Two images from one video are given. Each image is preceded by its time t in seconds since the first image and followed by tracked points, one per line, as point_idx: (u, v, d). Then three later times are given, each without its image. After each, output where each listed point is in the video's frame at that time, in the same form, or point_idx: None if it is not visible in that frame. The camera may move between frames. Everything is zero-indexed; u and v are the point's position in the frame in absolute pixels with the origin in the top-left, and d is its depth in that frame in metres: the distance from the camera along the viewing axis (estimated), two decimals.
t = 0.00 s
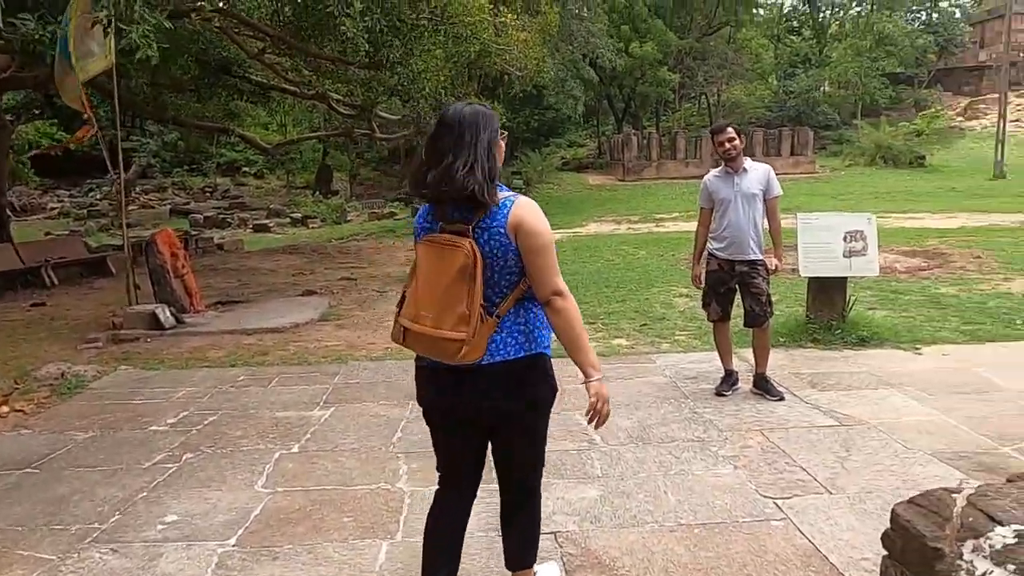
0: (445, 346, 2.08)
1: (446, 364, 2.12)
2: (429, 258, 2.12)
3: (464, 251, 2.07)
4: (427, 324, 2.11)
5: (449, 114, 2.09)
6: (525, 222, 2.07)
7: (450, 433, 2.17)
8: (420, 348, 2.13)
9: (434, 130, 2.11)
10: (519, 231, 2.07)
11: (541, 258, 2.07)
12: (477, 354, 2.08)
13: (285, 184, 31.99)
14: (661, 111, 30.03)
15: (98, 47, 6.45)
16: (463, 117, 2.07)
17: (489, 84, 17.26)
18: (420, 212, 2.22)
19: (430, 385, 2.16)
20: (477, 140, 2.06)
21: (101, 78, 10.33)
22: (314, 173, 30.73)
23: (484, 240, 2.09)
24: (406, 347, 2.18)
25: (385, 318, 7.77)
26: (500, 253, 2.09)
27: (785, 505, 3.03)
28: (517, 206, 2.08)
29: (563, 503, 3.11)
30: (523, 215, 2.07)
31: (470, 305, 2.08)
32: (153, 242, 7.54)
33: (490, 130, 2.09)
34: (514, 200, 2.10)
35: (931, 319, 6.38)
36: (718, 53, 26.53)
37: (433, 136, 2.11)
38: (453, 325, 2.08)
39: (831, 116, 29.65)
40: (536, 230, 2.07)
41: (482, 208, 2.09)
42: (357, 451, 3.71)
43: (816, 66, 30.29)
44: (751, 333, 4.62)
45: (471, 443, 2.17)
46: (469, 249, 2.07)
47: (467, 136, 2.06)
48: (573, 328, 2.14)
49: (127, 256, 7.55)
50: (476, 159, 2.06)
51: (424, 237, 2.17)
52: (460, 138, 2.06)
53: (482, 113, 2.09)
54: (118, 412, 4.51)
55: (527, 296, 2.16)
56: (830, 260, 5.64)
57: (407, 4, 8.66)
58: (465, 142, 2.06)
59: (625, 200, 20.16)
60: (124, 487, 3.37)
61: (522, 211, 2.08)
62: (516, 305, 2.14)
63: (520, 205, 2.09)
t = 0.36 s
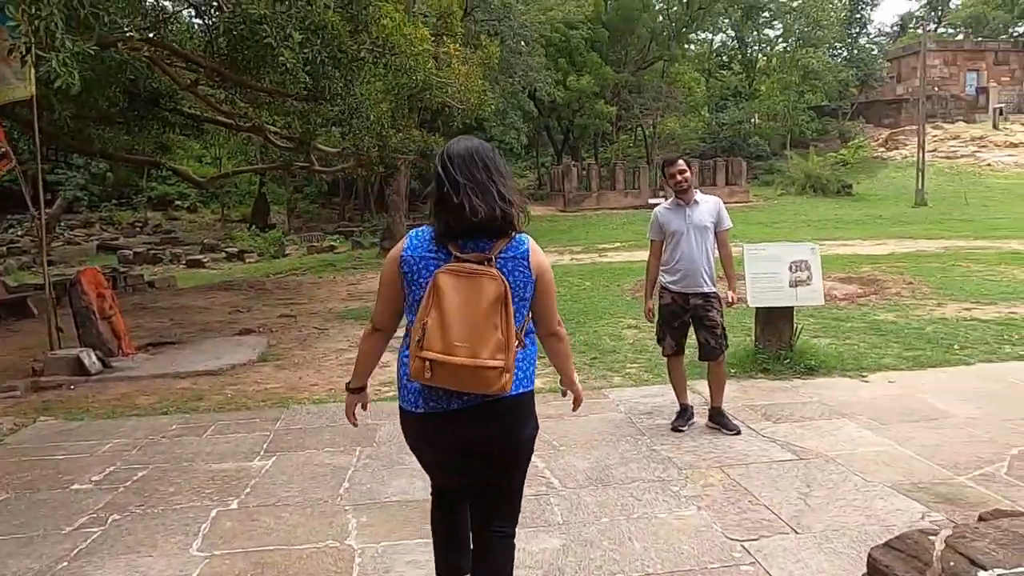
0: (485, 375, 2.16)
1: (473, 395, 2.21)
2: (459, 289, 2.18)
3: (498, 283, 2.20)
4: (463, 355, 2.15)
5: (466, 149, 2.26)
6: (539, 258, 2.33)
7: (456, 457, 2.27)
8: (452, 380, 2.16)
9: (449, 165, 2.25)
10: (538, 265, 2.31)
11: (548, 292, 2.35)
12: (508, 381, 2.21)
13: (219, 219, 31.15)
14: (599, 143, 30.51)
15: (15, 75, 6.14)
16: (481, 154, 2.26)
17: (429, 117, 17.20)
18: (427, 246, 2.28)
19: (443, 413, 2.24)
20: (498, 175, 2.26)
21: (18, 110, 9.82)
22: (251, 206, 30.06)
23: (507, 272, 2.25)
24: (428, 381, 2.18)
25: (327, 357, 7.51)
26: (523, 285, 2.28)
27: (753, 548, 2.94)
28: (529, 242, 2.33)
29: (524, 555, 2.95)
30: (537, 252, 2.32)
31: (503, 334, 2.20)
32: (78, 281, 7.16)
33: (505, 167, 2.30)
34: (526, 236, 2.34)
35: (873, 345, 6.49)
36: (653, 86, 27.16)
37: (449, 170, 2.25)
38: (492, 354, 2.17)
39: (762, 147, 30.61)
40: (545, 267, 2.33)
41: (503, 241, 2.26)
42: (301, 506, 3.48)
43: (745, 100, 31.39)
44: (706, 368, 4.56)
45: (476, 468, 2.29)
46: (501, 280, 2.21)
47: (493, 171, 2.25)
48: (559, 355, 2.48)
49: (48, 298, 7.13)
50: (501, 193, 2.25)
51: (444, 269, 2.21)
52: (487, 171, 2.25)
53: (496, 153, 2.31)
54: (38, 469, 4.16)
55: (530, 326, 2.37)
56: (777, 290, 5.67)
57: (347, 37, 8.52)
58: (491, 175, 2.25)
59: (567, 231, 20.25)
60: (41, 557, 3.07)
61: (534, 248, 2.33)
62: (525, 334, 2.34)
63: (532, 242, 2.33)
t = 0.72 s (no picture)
0: (481, 373, 2.18)
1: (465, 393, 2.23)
2: (449, 292, 2.18)
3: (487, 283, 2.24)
4: (459, 354, 2.16)
5: (435, 154, 2.28)
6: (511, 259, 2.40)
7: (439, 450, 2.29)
8: (449, 380, 2.17)
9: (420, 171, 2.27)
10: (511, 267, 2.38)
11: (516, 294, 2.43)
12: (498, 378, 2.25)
13: (181, 218, 30.48)
14: (566, 144, 30.62)
15: None
16: (451, 159, 2.28)
17: (397, 115, 16.98)
18: (406, 251, 2.27)
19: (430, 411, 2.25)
20: (468, 180, 2.30)
21: None
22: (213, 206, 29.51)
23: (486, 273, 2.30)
24: (426, 382, 2.17)
25: (293, 361, 7.30)
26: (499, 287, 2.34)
27: (739, 562, 2.84)
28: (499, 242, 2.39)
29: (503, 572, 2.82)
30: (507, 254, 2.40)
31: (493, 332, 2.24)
32: (29, 284, 6.84)
33: (475, 170, 2.33)
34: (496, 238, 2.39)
35: (846, 348, 6.48)
36: (621, 87, 27.21)
37: (421, 177, 2.28)
38: (485, 352, 2.20)
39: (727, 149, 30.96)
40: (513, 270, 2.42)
41: (480, 243, 2.30)
42: (267, 522, 3.30)
43: (711, 102, 31.73)
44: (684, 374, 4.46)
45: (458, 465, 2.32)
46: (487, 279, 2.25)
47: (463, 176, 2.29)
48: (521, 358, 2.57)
49: None
50: (472, 196, 2.29)
51: (431, 271, 2.21)
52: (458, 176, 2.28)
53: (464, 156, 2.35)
54: None
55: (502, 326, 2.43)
56: (752, 293, 5.61)
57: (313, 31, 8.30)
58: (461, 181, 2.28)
59: (536, 231, 20.21)
60: None
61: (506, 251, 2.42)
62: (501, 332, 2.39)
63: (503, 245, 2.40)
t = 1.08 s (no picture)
0: (461, 359, 2.28)
1: (450, 379, 2.33)
2: (430, 280, 2.29)
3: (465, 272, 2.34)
4: (438, 341, 2.26)
5: (416, 148, 2.40)
6: (495, 248, 2.50)
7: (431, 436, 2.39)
8: (430, 367, 2.27)
9: (399, 165, 2.39)
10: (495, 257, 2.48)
11: (503, 281, 2.52)
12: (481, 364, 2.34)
13: (186, 216, 30.43)
14: (573, 141, 30.40)
15: None
16: (430, 153, 2.40)
17: (402, 111, 16.84)
18: (386, 243, 2.38)
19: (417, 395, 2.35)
20: (446, 175, 2.41)
21: None
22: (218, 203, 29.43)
23: (467, 262, 2.40)
24: (407, 369, 2.27)
25: (295, 362, 7.16)
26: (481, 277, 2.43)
27: None
28: (483, 233, 2.49)
29: None
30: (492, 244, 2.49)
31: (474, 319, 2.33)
32: (25, 283, 6.73)
33: (455, 165, 2.44)
34: (479, 229, 2.48)
35: (861, 349, 6.31)
36: (628, 84, 26.98)
37: (400, 171, 2.39)
38: (465, 338, 2.30)
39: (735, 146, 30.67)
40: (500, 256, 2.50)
41: (459, 235, 2.41)
42: (260, 534, 3.15)
43: (718, 99, 31.45)
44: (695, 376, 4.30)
45: (451, 450, 2.42)
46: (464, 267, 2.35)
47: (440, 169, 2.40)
48: (514, 340, 2.66)
49: None
50: (449, 189, 2.39)
51: (411, 261, 2.32)
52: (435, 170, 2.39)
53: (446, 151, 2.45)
54: None
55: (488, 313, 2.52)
56: (765, 293, 5.45)
57: (314, 24, 8.17)
58: (439, 175, 2.39)
59: (543, 229, 20.02)
60: None
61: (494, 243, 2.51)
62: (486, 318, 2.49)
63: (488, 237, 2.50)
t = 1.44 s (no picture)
0: (470, 394, 2.39)
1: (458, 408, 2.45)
2: (441, 316, 2.37)
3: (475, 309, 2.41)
4: (449, 378, 2.37)
5: (429, 173, 2.44)
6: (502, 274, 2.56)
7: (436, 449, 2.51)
8: (440, 400, 2.38)
9: (411, 189, 2.43)
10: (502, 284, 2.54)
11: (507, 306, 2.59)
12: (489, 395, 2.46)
13: (215, 224, 30.69)
14: (599, 153, 30.20)
15: None
16: (442, 179, 2.44)
17: (428, 122, 16.80)
18: (398, 270, 2.43)
19: (425, 419, 2.46)
20: (456, 200, 2.47)
21: None
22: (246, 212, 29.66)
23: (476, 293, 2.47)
24: (418, 402, 2.38)
25: (311, 376, 7.03)
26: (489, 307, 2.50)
27: None
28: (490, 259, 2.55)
29: None
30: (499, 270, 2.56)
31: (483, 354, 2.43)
32: (45, 293, 6.71)
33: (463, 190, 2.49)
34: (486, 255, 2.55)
35: (898, 374, 6.03)
36: (655, 97, 26.58)
37: (411, 193, 2.43)
38: (474, 373, 2.40)
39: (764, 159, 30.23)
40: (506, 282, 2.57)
41: (469, 264, 2.47)
42: (259, 568, 2.99)
43: (747, 112, 31.13)
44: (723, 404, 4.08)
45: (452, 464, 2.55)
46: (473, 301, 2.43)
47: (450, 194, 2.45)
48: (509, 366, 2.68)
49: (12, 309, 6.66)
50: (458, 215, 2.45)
51: (424, 295, 2.39)
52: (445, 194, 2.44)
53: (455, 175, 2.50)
54: None
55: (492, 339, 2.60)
56: (798, 314, 5.21)
57: (336, 35, 8.10)
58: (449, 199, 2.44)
59: (568, 242, 19.82)
60: None
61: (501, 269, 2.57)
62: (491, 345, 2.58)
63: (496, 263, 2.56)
